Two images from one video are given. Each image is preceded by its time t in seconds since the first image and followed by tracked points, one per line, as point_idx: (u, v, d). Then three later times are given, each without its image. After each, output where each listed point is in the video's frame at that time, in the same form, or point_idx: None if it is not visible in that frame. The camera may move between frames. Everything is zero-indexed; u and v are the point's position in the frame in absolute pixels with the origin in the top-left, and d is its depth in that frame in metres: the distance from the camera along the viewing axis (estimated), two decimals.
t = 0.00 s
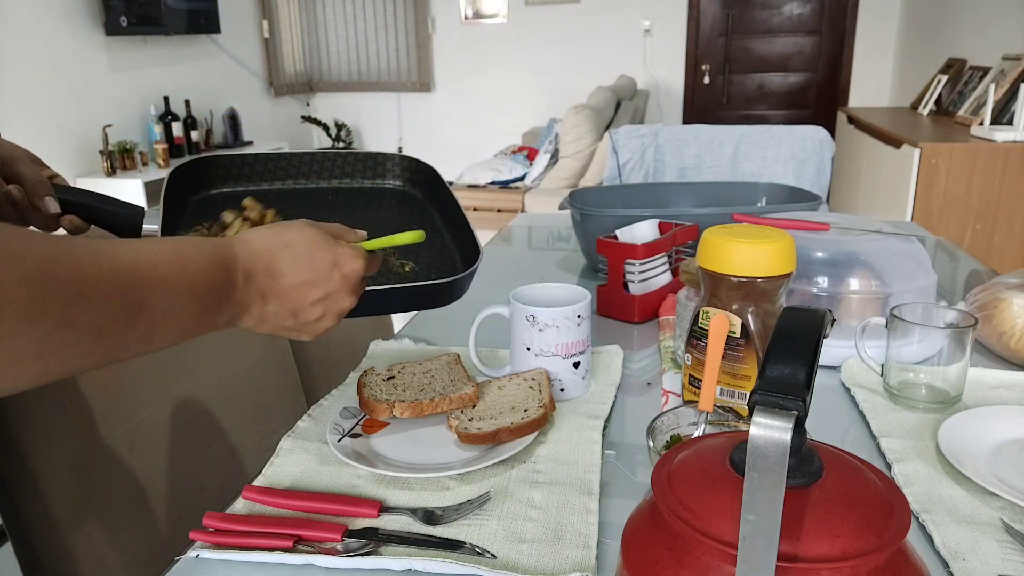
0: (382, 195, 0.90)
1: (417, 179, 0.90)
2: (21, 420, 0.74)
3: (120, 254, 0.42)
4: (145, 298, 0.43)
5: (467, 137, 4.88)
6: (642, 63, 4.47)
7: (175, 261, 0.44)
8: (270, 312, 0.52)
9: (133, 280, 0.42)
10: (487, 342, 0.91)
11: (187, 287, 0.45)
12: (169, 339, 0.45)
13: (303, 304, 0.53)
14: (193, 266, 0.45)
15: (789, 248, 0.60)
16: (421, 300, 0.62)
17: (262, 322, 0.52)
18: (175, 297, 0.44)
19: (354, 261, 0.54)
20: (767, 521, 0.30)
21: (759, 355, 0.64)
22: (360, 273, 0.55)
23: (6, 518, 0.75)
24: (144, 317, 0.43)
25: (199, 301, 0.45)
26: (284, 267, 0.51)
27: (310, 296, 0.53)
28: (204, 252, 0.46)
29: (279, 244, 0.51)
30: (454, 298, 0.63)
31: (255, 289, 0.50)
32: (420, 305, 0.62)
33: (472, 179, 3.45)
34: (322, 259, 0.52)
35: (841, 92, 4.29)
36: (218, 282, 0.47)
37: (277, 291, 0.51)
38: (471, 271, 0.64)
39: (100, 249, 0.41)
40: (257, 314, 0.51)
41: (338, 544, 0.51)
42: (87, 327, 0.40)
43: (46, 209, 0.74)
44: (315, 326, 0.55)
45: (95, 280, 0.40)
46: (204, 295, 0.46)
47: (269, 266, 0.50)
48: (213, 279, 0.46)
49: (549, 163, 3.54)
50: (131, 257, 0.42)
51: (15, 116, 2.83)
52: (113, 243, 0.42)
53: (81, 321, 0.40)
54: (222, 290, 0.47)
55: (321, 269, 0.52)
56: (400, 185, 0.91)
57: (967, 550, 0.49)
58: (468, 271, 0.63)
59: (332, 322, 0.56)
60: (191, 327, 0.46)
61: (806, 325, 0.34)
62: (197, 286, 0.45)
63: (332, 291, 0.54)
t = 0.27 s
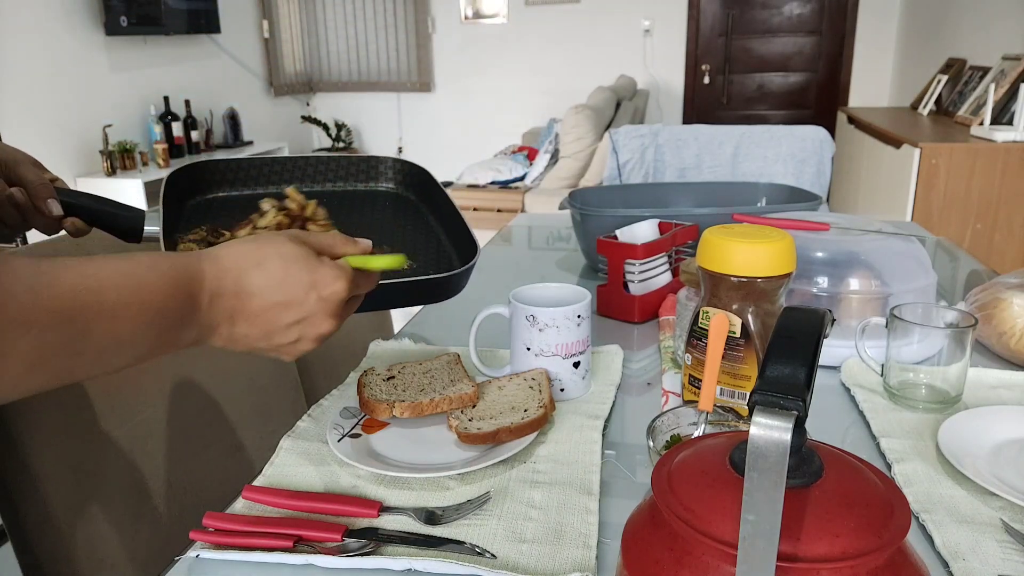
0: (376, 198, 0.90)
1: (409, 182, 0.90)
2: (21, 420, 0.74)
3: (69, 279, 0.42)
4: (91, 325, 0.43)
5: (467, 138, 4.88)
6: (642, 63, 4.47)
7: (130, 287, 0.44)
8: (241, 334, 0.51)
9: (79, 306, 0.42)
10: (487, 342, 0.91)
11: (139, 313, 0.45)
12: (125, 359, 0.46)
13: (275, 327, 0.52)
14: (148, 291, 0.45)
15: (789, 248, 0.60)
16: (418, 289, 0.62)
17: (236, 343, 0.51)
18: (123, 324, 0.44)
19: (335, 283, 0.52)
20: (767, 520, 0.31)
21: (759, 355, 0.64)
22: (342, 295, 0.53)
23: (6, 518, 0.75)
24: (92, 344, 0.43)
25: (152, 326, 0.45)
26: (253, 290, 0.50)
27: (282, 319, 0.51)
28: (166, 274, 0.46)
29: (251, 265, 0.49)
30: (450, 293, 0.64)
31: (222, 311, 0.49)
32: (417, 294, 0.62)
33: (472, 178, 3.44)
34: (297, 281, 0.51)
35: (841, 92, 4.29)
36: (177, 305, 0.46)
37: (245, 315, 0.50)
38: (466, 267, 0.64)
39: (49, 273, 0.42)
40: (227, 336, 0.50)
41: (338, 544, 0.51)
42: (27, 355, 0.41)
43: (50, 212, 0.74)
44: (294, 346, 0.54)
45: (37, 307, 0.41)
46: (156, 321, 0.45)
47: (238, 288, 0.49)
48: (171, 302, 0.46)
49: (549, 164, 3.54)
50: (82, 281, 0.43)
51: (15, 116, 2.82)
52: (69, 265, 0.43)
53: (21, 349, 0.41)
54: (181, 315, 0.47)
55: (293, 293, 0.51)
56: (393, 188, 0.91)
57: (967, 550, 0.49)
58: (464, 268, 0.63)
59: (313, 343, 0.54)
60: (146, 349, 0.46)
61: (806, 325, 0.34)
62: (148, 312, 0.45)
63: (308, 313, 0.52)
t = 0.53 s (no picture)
0: (372, 193, 0.91)
1: (404, 176, 0.90)
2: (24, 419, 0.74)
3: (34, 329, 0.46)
4: (49, 377, 0.46)
5: (467, 138, 4.88)
6: (642, 63, 4.46)
7: (92, 342, 0.47)
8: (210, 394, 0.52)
9: (37, 358, 0.46)
10: (487, 342, 0.91)
11: (96, 368, 0.47)
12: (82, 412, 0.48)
13: (245, 389, 0.52)
14: (108, 347, 0.47)
15: (789, 248, 0.60)
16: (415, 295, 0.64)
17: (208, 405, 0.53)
18: (75, 378, 0.47)
19: (304, 348, 0.53)
20: (766, 520, 0.31)
21: (759, 355, 0.64)
22: (311, 360, 0.53)
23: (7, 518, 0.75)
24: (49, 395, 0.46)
25: (109, 381, 0.48)
26: (219, 353, 0.51)
27: (252, 383, 0.52)
28: (128, 329, 0.48)
29: (220, 329, 0.51)
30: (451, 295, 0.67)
31: (188, 373, 0.51)
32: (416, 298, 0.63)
33: (472, 178, 3.44)
34: (264, 346, 0.52)
35: (841, 92, 4.29)
36: (136, 363, 0.48)
37: (211, 376, 0.51)
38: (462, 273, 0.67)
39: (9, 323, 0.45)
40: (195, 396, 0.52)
41: (339, 544, 0.51)
42: None
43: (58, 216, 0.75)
44: (270, 417, 0.54)
45: None
46: (108, 378, 0.47)
47: (207, 351, 0.51)
48: (130, 361, 0.48)
49: (549, 164, 3.54)
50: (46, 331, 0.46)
51: (15, 115, 2.82)
52: (35, 315, 0.46)
53: None
54: (143, 372, 0.49)
55: (259, 357, 0.52)
56: (389, 181, 0.92)
57: (967, 550, 0.49)
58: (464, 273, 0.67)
59: (290, 411, 0.54)
60: (103, 403, 0.48)
61: (807, 325, 0.34)
62: (104, 366, 0.47)
63: (279, 377, 0.53)
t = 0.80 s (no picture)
0: (361, 197, 0.90)
1: (393, 180, 0.89)
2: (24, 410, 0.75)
3: (48, 410, 0.39)
4: (54, 467, 0.39)
5: (467, 138, 4.88)
6: (642, 63, 4.47)
7: (105, 430, 0.40)
8: (227, 497, 0.43)
9: (45, 445, 0.39)
10: (488, 342, 0.91)
11: (104, 462, 0.40)
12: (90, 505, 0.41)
13: (264, 496, 0.43)
14: (119, 439, 0.40)
15: (789, 248, 0.60)
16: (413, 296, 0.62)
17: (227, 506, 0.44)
18: (87, 471, 0.40)
19: (329, 459, 0.43)
20: (766, 520, 0.30)
21: (759, 355, 0.64)
22: (339, 473, 0.43)
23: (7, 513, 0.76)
24: (54, 487, 0.40)
25: (116, 478, 0.40)
26: (239, 454, 0.42)
27: (272, 489, 0.43)
28: (148, 417, 0.41)
29: (245, 423, 0.42)
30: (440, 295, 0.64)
31: (203, 472, 0.42)
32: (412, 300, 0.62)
33: (472, 178, 3.44)
34: (286, 453, 0.42)
35: (841, 91, 4.29)
36: (148, 460, 0.40)
37: (228, 478, 0.43)
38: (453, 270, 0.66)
39: (32, 403, 0.39)
40: (213, 498, 0.43)
41: (338, 543, 0.51)
42: None
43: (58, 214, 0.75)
44: (292, 520, 0.45)
45: None
46: (126, 467, 0.40)
47: (226, 450, 0.42)
48: (148, 456, 0.40)
49: (549, 163, 3.54)
50: (63, 413, 0.40)
51: (15, 115, 2.82)
52: (61, 395, 0.40)
53: None
54: (154, 471, 0.41)
55: (280, 463, 0.42)
56: (378, 186, 0.91)
57: (967, 550, 0.49)
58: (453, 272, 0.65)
59: (312, 518, 0.45)
60: (109, 498, 0.41)
61: (806, 325, 0.34)
62: (112, 462, 0.40)
63: (302, 487, 0.43)
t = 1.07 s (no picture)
0: (350, 202, 0.90)
1: (383, 186, 0.90)
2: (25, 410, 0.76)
3: (103, 437, 0.39)
4: (107, 493, 0.39)
5: (467, 137, 4.88)
6: (642, 63, 4.47)
7: (160, 456, 0.40)
8: (270, 519, 0.44)
9: (101, 471, 0.38)
10: (488, 342, 0.91)
11: (158, 488, 0.40)
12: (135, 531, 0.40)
13: (308, 517, 0.44)
14: (174, 465, 0.40)
15: (789, 248, 0.60)
16: (402, 303, 0.62)
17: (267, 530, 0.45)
18: (142, 501, 0.39)
19: (373, 476, 0.43)
20: (767, 519, 0.30)
21: (759, 355, 0.64)
22: (383, 490, 0.44)
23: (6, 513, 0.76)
24: (105, 514, 0.39)
25: (167, 504, 0.40)
26: (285, 476, 0.43)
27: (315, 511, 0.44)
28: (199, 444, 0.42)
29: (289, 446, 0.43)
30: (427, 303, 0.64)
31: (249, 495, 0.43)
32: (401, 307, 0.62)
33: (472, 179, 3.44)
34: (330, 474, 0.43)
35: (841, 91, 4.29)
36: (199, 485, 0.41)
37: (273, 500, 0.43)
38: (443, 278, 0.65)
39: (88, 429, 0.39)
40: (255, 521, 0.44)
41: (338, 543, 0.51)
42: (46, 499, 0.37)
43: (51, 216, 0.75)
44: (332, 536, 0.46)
45: (56, 468, 0.37)
46: (183, 495, 0.40)
47: (273, 473, 0.43)
48: (202, 486, 0.41)
49: (549, 163, 3.54)
50: (119, 439, 0.39)
51: (15, 115, 2.82)
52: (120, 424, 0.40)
53: (37, 502, 0.37)
54: (205, 495, 0.41)
55: (326, 484, 0.43)
56: (368, 191, 0.91)
57: (967, 550, 0.49)
58: (443, 279, 0.65)
59: (352, 535, 0.46)
60: (157, 525, 0.41)
61: (805, 325, 0.34)
62: (167, 487, 0.40)
63: (347, 506, 0.44)
